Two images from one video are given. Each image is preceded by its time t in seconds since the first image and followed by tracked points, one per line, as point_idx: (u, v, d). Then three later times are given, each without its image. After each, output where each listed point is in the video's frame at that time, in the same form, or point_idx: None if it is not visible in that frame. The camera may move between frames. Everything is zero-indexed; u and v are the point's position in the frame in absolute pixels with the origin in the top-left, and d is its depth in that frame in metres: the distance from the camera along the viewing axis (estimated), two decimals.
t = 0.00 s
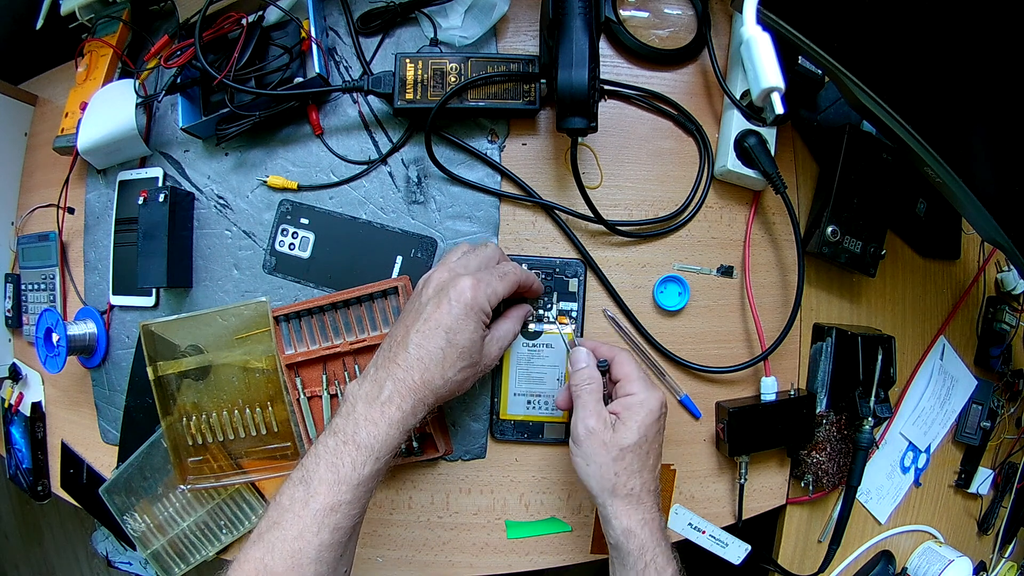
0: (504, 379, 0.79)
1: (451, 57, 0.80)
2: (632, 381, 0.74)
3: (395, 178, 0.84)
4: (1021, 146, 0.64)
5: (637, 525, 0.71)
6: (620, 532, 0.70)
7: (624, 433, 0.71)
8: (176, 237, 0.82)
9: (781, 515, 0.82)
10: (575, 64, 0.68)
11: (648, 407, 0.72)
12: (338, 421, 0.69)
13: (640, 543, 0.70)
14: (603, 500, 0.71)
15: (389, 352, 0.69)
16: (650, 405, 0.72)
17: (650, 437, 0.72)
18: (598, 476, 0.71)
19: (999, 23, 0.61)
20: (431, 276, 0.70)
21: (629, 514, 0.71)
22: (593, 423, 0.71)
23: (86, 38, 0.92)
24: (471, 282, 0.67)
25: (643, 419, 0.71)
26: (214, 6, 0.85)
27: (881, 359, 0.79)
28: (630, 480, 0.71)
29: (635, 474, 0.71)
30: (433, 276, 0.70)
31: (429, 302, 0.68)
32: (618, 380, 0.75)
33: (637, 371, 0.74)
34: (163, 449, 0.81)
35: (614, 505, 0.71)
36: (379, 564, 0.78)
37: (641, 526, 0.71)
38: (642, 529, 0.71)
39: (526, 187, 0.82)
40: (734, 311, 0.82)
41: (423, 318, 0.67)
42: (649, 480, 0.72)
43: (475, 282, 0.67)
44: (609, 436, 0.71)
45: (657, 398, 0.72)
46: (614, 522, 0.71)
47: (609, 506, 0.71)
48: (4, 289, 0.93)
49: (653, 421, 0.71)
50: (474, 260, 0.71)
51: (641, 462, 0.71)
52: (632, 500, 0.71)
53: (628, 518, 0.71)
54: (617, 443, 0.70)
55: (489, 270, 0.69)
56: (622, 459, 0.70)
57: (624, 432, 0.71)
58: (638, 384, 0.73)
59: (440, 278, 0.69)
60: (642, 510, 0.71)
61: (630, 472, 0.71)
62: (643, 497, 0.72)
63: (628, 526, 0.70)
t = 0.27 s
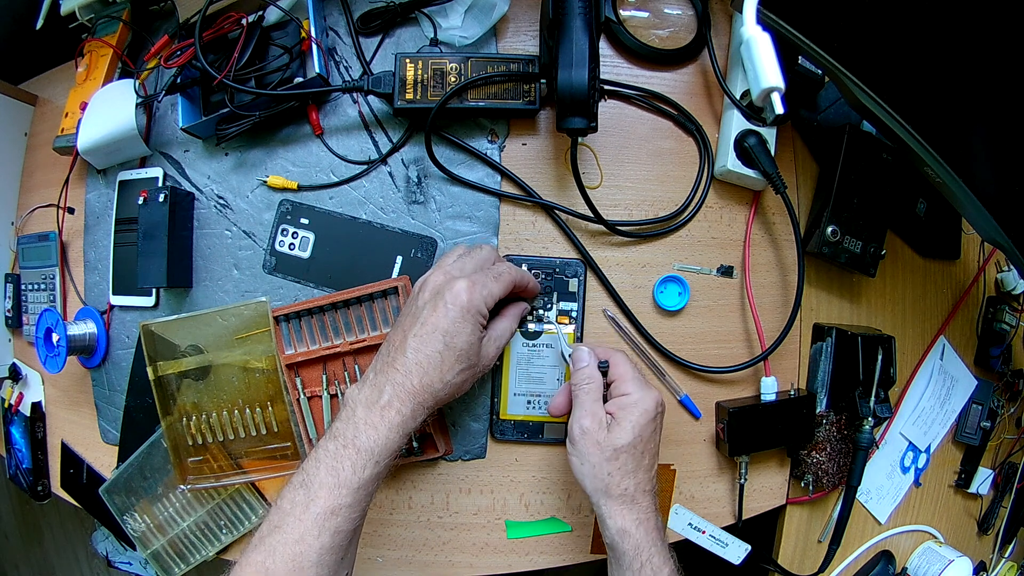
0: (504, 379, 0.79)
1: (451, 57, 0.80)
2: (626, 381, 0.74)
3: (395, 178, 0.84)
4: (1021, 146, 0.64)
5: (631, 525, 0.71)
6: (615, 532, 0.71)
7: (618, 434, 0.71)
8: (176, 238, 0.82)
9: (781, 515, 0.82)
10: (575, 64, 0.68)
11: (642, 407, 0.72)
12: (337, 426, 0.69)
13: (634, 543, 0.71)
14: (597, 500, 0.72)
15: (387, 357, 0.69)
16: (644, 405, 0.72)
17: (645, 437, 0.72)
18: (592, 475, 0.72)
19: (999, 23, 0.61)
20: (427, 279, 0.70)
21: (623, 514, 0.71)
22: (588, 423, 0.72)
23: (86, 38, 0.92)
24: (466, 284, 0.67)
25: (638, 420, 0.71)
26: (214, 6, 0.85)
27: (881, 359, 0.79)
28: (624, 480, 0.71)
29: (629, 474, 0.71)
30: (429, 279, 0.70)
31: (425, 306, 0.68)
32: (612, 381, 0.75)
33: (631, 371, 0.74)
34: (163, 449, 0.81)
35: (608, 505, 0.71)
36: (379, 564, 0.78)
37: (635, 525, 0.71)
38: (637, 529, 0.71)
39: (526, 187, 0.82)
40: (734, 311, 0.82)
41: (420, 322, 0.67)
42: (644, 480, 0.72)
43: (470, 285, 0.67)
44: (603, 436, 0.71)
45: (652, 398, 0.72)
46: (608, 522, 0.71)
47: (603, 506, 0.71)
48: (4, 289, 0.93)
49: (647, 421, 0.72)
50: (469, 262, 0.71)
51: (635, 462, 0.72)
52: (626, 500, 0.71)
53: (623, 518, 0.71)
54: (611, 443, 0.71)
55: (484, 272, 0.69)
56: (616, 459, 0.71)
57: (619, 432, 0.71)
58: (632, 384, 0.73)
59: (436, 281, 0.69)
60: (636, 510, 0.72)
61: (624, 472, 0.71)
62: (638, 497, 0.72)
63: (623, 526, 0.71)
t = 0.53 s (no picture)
0: (504, 379, 0.79)
1: (451, 57, 0.80)
2: (628, 380, 0.74)
3: (395, 178, 0.84)
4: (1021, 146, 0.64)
5: (626, 525, 0.71)
6: (609, 531, 0.71)
7: (615, 432, 0.71)
8: (176, 238, 0.82)
9: (781, 515, 0.82)
10: (575, 64, 0.68)
11: (642, 407, 0.72)
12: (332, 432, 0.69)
13: (628, 543, 0.70)
14: (592, 498, 0.72)
15: (381, 361, 0.69)
16: (644, 405, 0.72)
17: (643, 437, 0.72)
18: (587, 474, 0.72)
19: (999, 23, 0.61)
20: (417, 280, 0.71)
21: (618, 514, 0.71)
22: (586, 421, 0.72)
23: (86, 38, 0.92)
24: (455, 286, 0.68)
25: (636, 420, 0.71)
26: (214, 6, 0.85)
27: (881, 359, 0.79)
28: (619, 480, 0.71)
29: (625, 474, 0.71)
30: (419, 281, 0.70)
31: (415, 309, 0.69)
32: (616, 379, 0.75)
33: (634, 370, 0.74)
34: (163, 449, 0.81)
35: (602, 504, 0.72)
36: (379, 564, 0.78)
37: (629, 525, 0.71)
38: (631, 529, 0.71)
39: (526, 187, 0.82)
40: (734, 311, 0.82)
41: (411, 326, 0.68)
42: (640, 480, 0.72)
43: (459, 285, 0.68)
44: (601, 435, 0.72)
45: (652, 398, 0.72)
46: (603, 521, 0.71)
47: (598, 505, 0.72)
48: (4, 289, 0.93)
49: (646, 421, 0.71)
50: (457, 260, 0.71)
51: (632, 462, 0.71)
52: (621, 499, 0.71)
53: (617, 517, 0.71)
54: (607, 442, 0.71)
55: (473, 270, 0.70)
56: (612, 458, 0.71)
57: (615, 431, 0.71)
58: (634, 383, 0.73)
59: (425, 284, 0.70)
60: (631, 510, 0.72)
61: (620, 471, 0.71)
62: (633, 497, 0.72)
63: (617, 525, 0.71)
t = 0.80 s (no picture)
0: (504, 379, 0.79)
1: (451, 57, 0.80)
2: (629, 382, 0.74)
3: (395, 178, 0.84)
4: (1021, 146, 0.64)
5: (624, 527, 0.71)
6: (608, 533, 0.71)
7: (614, 436, 0.71)
8: (176, 238, 0.82)
9: (781, 515, 0.82)
10: (575, 65, 0.68)
11: (642, 410, 0.72)
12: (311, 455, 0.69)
13: (627, 545, 0.71)
14: (592, 500, 0.73)
15: (353, 384, 0.69)
16: (644, 407, 0.72)
17: (642, 440, 0.71)
18: (587, 475, 0.72)
19: (999, 23, 0.61)
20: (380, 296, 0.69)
21: (616, 516, 0.72)
22: (585, 424, 0.72)
23: (86, 38, 0.92)
24: (415, 301, 0.66)
25: (636, 423, 0.71)
26: (214, 6, 0.85)
27: (881, 359, 0.79)
28: (618, 483, 0.71)
29: (624, 477, 0.71)
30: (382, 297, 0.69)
31: (380, 329, 0.68)
32: (616, 380, 0.75)
33: (636, 372, 0.75)
34: (163, 449, 0.81)
35: (601, 506, 0.72)
36: (379, 565, 0.78)
37: (627, 528, 0.71)
38: (630, 531, 0.71)
39: (527, 187, 0.82)
40: (734, 311, 0.82)
41: (378, 347, 0.67)
42: (640, 483, 0.72)
43: (419, 300, 0.66)
44: (600, 437, 0.72)
45: (653, 400, 0.72)
46: (601, 523, 0.72)
47: (597, 507, 0.72)
48: (4, 289, 0.93)
49: (645, 424, 0.71)
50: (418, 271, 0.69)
51: (631, 465, 0.72)
52: (620, 502, 0.72)
53: (615, 519, 0.72)
54: (606, 445, 0.71)
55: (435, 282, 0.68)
56: (610, 461, 0.71)
57: (615, 434, 0.71)
58: (634, 386, 0.74)
59: (387, 300, 0.68)
60: (630, 512, 0.72)
61: (618, 474, 0.71)
62: (632, 500, 0.72)
63: (615, 527, 0.71)
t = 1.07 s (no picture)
0: (504, 379, 0.79)
1: (451, 57, 0.80)
2: (626, 380, 0.74)
3: (395, 178, 0.84)
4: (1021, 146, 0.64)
5: (619, 525, 0.71)
6: (603, 531, 0.72)
7: (610, 434, 0.71)
8: (176, 238, 0.82)
9: (781, 515, 0.82)
10: (575, 64, 0.68)
11: (638, 408, 0.71)
12: (312, 521, 0.69)
13: (623, 543, 0.71)
14: (588, 497, 0.73)
15: (354, 453, 0.68)
16: (641, 406, 0.72)
17: (638, 438, 0.71)
18: (583, 473, 0.73)
19: (999, 23, 0.61)
20: (376, 372, 0.68)
21: (612, 514, 0.72)
22: (581, 423, 0.72)
23: (86, 38, 0.92)
24: (415, 383, 0.66)
25: (632, 421, 0.71)
26: (214, 6, 0.85)
27: (881, 359, 0.79)
28: (614, 481, 0.71)
29: (620, 475, 0.72)
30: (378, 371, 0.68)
31: (379, 408, 0.67)
32: (614, 379, 0.75)
33: (634, 370, 0.75)
34: (163, 449, 0.81)
35: (597, 504, 0.72)
36: (379, 564, 0.78)
37: (623, 526, 0.71)
38: (626, 530, 0.71)
39: (527, 187, 0.82)
40: (734, 311, 0.82)
41: (377, 427, 0.67)
42: (636, 481, 0.72)
43: (419, 382, 0.67)
44: (596, 436, 0.72)
45: (649, 399, 0.72)
46: (598, 521, 0.72)
47: (593, 505, 0.72)
48: (4, 289, 0.93)
49: (642, 423, 0.71)
50: (415, 347, 0.69)
51: (627, 463, 0.72)
52: (616, 500, 0.72)
53: (612, 517, 0.72)
54: (601, 443, 0.71)
55: (433, 363, 0.68)
56: (606, 459, 0.71)
57: (611, 433, 0.71)
58: (632, 384, 0.74)
59: (386, 379, 0.67)
60: (626, 510, 0.72)
61: (614, 472, 0.71)
62: (629, 498, 0.72)
63: (611, 525, 0.71)
